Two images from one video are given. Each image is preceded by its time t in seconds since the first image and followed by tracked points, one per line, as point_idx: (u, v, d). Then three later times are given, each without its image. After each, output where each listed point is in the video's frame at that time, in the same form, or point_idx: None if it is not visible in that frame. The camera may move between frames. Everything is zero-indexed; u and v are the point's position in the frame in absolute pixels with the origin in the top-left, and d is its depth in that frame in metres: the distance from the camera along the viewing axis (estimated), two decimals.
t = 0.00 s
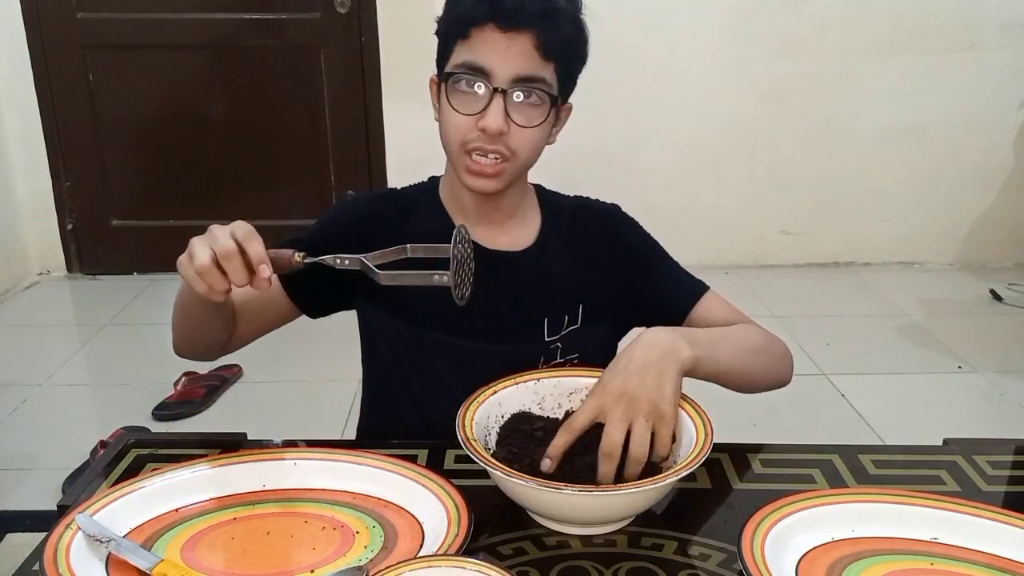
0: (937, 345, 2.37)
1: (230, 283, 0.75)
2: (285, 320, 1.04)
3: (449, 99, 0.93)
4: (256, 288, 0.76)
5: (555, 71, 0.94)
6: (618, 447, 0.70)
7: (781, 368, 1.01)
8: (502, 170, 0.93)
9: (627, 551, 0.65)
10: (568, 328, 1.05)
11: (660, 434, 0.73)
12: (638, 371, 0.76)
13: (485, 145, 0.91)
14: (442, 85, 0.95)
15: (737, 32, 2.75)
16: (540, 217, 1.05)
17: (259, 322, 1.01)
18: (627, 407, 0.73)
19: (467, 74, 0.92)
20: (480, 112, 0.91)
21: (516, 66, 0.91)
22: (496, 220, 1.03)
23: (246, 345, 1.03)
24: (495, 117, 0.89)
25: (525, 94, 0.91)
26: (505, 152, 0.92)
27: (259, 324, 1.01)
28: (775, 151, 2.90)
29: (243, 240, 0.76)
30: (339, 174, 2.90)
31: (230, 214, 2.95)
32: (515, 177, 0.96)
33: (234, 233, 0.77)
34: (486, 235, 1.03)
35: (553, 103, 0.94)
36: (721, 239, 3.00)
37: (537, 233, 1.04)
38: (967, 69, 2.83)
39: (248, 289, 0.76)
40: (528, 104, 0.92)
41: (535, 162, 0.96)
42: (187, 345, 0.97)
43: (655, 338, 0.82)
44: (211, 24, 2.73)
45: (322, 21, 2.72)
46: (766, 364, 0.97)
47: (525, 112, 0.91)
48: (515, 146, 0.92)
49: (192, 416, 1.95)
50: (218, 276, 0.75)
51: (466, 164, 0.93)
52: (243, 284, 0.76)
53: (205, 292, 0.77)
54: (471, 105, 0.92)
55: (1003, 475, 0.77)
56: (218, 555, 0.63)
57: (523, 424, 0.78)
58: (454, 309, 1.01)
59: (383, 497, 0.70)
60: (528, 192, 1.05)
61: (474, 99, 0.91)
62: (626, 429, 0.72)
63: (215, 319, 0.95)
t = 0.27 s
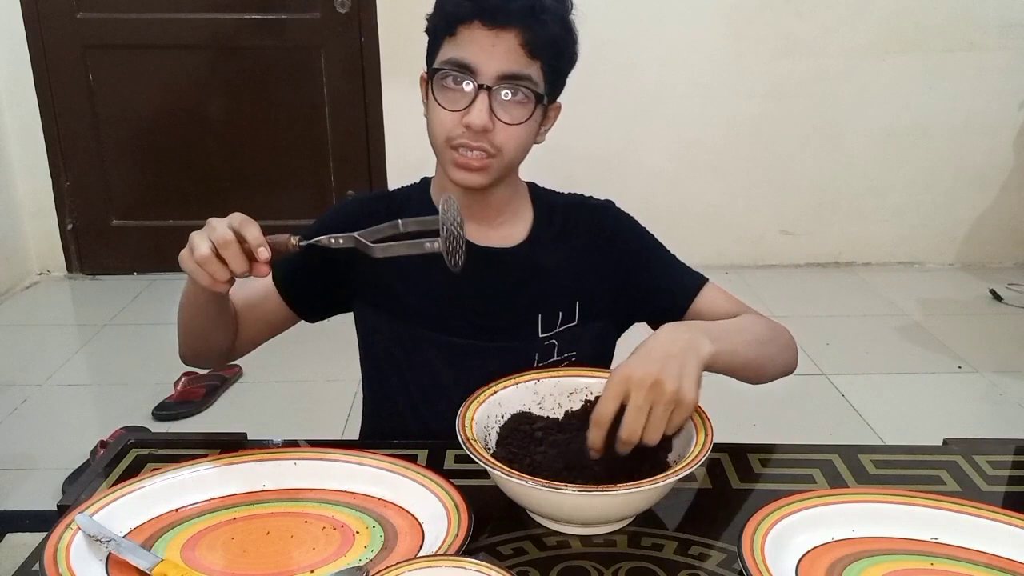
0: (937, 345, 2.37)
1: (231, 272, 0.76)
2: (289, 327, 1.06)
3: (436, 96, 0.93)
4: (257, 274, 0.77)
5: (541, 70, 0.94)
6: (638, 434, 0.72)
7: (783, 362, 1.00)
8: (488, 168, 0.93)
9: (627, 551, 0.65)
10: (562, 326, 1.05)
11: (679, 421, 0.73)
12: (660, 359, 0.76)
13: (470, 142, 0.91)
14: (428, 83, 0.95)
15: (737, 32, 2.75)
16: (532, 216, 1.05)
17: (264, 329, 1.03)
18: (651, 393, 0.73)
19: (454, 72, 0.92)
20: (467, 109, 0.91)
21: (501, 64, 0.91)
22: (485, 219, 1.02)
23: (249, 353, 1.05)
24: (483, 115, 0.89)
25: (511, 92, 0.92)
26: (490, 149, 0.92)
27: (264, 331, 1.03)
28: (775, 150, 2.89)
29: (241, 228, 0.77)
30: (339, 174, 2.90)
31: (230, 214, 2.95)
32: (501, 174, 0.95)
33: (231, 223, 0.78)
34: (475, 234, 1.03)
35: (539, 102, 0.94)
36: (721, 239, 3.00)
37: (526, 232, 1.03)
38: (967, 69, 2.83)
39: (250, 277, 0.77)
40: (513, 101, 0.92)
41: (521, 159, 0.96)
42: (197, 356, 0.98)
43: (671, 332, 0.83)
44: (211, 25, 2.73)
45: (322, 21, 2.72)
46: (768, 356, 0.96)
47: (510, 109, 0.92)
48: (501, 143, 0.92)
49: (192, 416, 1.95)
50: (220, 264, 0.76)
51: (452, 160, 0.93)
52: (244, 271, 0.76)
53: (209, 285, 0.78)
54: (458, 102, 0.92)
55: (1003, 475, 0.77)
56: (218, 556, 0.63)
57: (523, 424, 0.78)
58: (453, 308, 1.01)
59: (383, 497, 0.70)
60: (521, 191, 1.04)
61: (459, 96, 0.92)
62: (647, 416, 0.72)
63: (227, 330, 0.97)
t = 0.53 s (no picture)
0: (937, 345, 2.37)
1: (228, 272, 0.78)
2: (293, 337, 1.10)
3: (430, 97, 0.93)
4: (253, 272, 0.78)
5: (535, 72, 0.95)
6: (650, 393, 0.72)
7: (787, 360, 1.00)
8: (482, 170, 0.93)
9: (627, 551, 0.65)
10: (556, 329, 1.05)
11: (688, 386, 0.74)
12: (687, 322, 0.76)
13: (465, 144, 0.91)
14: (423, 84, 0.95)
15: (737, 32, 2.75)
16: (525, 217, 1.05)
17: (271, 339, 1.07)
18: (673, 355, 0.72)
19: (448, 74, 0.92)
20: (461, 111, 0.91)
21: (496, 66, 0.91)
22: (479, 220, 1.02)
23: (259, 362, 1.10)
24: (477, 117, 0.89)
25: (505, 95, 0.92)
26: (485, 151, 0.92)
27: (270, 341, 1.07)
28: (775, 150, 2.89)
29: (231, 229, 0.79)
30: (339, 174, 2.90)
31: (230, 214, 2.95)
32: (496, 177, 0.96)
33: (223, 223, 0.80)
34: (469, 236, 1.03)
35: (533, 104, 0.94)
36: (721, 239, 3.00)
37: (521, 234, 1.03)
38: (967, 69, 2.83)
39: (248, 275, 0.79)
40: (508, 104, 0.92)
41: (516, 162, 0.96)
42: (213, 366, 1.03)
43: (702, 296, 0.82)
44: (211, 25, 2.73)
45: (323, 21, 2.72)
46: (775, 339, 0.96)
47: (506, 112, 0.92)
48: (495, 146, 0.92)
49: (192, 416, 1.95)
50: (217, 266, 0.78)
51: (446, 162, 0.93)
52: (240, 270, 0.78)
53: (211, 286, 0.80)
54: (452, 104, 0.92)
55: (1003, 475, 0.77)
56: (218, 556, 0.63)
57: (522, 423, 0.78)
58: (452, 309, 1.01)
59: (383, 497, 0.70)
60: (514, 192, 1.04)
61: (454, 98, 0.92)
62: (663, 378, 0.72)
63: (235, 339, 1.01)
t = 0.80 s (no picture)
0: (938, 345, 2.37)
1: (207, 272, 0.78)
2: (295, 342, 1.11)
3: (425, 98, 0.93)
4: (232, 269, 0.79)
5: (532, 77, 0.95)
6: (643, 349, 0.70)
7: (804, 311, 0.99)
8: (476, 174, 0.93)
9: (628, 551, 0.65)
10: (552, 323, 1.05)
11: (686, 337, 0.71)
12: (685, 276, 0.72)
13: (459, 148, 0.91)
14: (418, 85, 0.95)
15: (737, 33, 2.75)
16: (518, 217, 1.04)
17: (272, 344, 1.07)
18: (666, 311, 0.69)
19: (444, 76, 0.92)
20: (456, 114, 0.91)
21: (494, 71, 0.91)
22: (471, 222, 1.02)
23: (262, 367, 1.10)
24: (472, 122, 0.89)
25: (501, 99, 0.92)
26: (479, 156, 0.92)
27: (271, 346, 1.08)
28: (775, 150, 2.89)
29: (207, 228, 0.79)
30: (339, 174, 2.90)
31: (230, 214, 2.95)
32: (489, 180, 0.96)
33: (199, 224, 0.80)
34: (462, 237, 1.02)
35: (528, 109, 0.94)
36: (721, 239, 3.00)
37: (514, 234, 1.03)
38: (967, 69, 2.83)
39: (227, 273, 0.80)
40: (504, 109, 0.92)
41: (509, 166, 0.96)
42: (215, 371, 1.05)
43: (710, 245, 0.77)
44: (211, 25, 2.73)
45: (322, 21, 2.72)
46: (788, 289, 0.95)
47: (501, 117, 0.92)
48: (489, 150, 0.92)
49: (192, 416, 1.95)
50: (196, 266, 0.79)
51: (440, 166, 0.93)
52: (219, 268, 0.79)
53: (192, 288, 0.81)
54: (448, 106, 0.92)
55: (1003, 475, 0.77)
56: (218, 556, 0.63)
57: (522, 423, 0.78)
58: (451, 309, 1.01)
59: (383, 497, 0.70)
60: (507, 192, 1.04)
61: (450, 101, 0.92)
62: (659, 333, 0.70)
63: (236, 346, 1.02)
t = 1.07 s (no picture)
0: (938, 345, 2.37)
1: (207, 276, 0.78)
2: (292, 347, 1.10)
3: (424, 100, 0.93)
4: (233, 274, 0.79)
5: (531, 83, 0.95)
6: (615, 262, 0.63)
7: (804, 251, 0.99)
8: (472, 177, 0.93)
9: (627, 551, 0.65)
10: (546, 313, 1.05)
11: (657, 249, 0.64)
12: (642, 187, 0.67)
13: (456, 151, 0.91)
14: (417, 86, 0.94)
15: (737, 33, 2.75)
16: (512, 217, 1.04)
17: (270, 350, 1.06)
18: (633, 216, 0.64)
19: (443, 78, 0.92)
20: (454, 118, 0.91)
21: (493, 75, 0.91)
22: (466, 223, 1.01)
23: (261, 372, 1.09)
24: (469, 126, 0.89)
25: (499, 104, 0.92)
26: (476, 160, 0.92)
27: (268, 352, 1.07)
28: (775, 151, 2.89)
29: (208, 233, 0.78)
30: (339, 174, 2.90)
31: (230, 214, 2.95)
32: (484, 183, 0.96)
33: (199, 228, 0.80)
34: (456, 237, 1.02)
35: (526, 114, 0.94)
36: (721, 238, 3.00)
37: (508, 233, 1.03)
38: (967, 69, 2.83)
39: (228, 277, 0.80)
40: (502, 113, 0.92)
41: (505, 170, 0.96)
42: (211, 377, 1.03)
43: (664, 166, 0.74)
44: (211, 25, 2.73)
45: (322, 21, 2.72)
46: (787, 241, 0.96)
47: (499, 121, 0.92)
48: (486, 154, 0.92)
49: (192, 416, 1.95)
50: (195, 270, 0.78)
51: (436, 168, 0.93)
52: (220, 273, 0.79)
53: (191, 291, 0.81)
54: (445, 109, 0.92)
55: (1003, 475, 0.77)
56: (218, 556, 0.63)
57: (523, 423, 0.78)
58: (450, 310, 1.01)
59: (383, 497, 0.70)
60: (504, 193, 1.04)
61: (448, 103, 0.92)
62: (625, 244, 0.63)
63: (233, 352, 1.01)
